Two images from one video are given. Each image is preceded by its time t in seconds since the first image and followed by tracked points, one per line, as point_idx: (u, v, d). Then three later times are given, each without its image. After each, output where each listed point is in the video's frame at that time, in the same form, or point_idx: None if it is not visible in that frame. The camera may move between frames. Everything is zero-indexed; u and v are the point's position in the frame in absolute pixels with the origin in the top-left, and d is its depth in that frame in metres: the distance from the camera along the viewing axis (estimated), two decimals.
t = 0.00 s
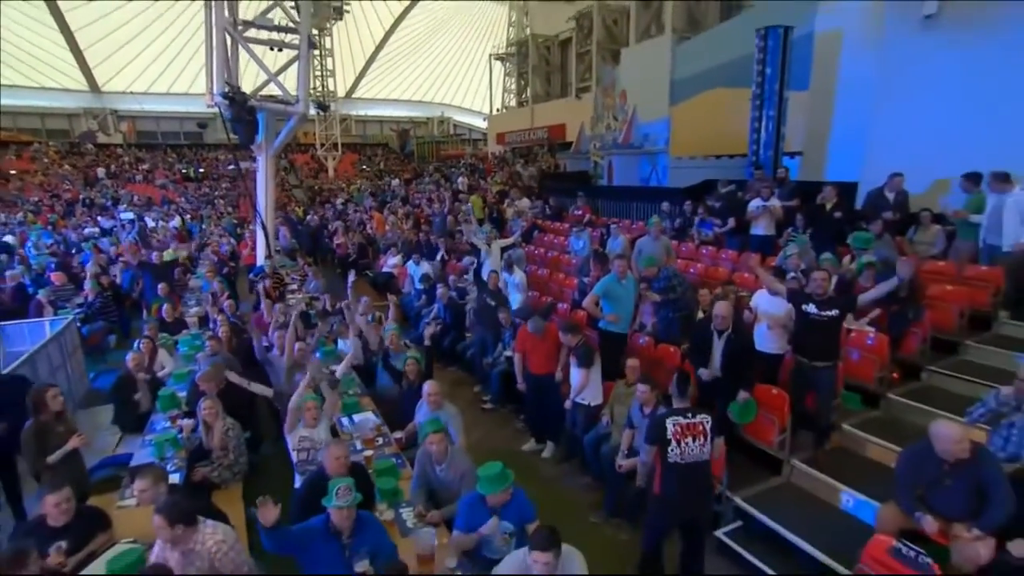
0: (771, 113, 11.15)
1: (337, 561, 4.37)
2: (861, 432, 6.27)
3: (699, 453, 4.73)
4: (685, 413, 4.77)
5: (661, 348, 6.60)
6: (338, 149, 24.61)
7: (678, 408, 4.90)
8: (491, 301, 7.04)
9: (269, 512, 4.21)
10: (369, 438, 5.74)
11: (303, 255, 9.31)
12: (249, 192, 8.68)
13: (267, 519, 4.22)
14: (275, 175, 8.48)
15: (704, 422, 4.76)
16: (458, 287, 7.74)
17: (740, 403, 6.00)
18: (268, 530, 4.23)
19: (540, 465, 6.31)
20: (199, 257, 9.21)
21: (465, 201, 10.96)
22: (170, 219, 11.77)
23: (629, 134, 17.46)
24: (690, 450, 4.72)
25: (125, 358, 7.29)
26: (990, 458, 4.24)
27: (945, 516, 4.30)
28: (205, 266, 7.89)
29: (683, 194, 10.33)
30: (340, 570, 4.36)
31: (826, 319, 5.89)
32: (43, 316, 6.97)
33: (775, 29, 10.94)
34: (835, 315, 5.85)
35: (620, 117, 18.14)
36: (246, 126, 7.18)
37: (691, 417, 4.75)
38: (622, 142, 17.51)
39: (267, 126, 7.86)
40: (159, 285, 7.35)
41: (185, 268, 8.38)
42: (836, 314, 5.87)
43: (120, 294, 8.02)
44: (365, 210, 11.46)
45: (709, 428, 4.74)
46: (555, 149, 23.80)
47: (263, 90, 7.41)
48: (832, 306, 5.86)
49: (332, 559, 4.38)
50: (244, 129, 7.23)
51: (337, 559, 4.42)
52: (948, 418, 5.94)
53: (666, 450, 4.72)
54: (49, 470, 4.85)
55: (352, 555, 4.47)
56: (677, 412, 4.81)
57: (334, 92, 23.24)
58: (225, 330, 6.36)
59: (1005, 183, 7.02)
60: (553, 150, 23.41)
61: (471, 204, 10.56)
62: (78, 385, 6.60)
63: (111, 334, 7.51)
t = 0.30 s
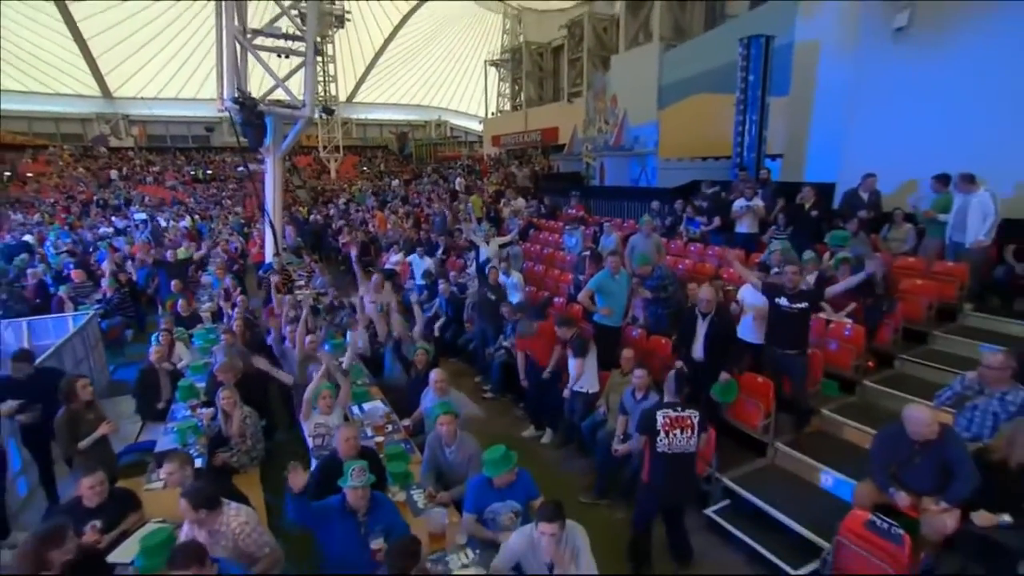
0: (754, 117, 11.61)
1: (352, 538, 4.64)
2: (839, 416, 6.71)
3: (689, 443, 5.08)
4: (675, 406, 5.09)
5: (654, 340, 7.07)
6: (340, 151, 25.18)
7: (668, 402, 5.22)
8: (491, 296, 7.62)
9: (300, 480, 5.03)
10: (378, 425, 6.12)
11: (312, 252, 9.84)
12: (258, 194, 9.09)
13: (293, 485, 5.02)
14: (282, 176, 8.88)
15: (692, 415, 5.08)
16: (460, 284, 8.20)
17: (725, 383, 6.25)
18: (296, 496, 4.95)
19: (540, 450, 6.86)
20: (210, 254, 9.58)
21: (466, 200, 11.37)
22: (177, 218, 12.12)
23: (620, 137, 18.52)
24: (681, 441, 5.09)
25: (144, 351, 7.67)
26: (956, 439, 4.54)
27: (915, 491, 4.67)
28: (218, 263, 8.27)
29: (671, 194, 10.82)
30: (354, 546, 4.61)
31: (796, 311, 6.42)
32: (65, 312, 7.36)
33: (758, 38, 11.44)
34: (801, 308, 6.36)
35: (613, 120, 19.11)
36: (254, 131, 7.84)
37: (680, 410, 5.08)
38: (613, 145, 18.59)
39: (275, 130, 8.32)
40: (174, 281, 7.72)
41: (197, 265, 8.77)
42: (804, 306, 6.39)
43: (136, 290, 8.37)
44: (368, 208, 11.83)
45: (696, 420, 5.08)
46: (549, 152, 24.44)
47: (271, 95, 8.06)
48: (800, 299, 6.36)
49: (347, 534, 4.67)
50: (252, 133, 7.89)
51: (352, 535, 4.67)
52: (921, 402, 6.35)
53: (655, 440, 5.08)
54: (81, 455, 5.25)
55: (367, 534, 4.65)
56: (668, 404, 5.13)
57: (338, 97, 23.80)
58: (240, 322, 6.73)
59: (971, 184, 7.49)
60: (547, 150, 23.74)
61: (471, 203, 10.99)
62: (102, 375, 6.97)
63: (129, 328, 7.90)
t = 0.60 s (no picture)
0: (746, 116, 11.97)
1: (368, 512, 4.96)
2: (824, 400, 7.12)
3: (680, 430, 5.53)
4: (669, 396, 5.52)
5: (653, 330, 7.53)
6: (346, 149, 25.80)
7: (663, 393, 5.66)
8: (495, 286, 8.02)
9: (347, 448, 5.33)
10: (390, 407, 6.51)
11: (323, 244, 10.26)
12: (271, 190, 9.42)
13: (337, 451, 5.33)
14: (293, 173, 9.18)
15: (686, 407, 5.48)
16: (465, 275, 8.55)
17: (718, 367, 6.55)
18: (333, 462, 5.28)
19: (542, 432, 7.31)
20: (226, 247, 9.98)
21: (469, 194, 11.79)
22: (190, 212, 12.52)
23: (616, 133, 19.57)
24: (674, 430, 5.53)
25: (167, 338, 8.03)
26: (930, 420, 4.90)
27: (893, 468, 5.04)
28: (234, 255, 8.62)
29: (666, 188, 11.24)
30: (371, 519, 4.95)
31: (779, 298, 6.82)
32: (91, 302, 7.77)
33: (749, 39, 11.74)
34: (784, 295, 6.76)
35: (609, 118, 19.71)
36: (268, 129, 8.22)
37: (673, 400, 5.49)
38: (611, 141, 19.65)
39: (287, 128, 8.66)
40: (195, 272, 8.08)
41: (213, 257, 9.16)
42: (787, 293, 6.78)
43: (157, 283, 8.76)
44: (376, 200, 12.21)
45: (690, 410, 5.46)
46: (549, 149, 25.06)
47: (284, 95, 8.53)
48: (782, 287, 6.76)
49: (363, 509, 4.99)
50: (265, 131, 8.26)
51: (368, 508, 5.00)
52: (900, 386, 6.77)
53: (651, 428, 5.54)
54: (113, 436, 5.57)
55: (383, 508, 4.99)
56: (663, 395, 5.56)
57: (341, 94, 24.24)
58: (257, 311, 7.10)
59: (950, 181, 7.85)
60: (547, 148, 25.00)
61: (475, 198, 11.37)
62: (129, 361, 7.35)
63: (152, 317, 8.27)
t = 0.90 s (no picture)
0: (748, 104, 11.90)
1: (370, 500, 4.98)
2: (823, 389, 7.13)
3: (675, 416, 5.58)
4: (668, 381, 5.48)
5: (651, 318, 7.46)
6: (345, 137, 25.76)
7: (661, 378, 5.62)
8: (495, 275, 8.02)
9: (321, 434, 5.27)
10: (391, 397, 6.53)
11: (322, 233, 10.26)
12: (270, 180, 9.40)
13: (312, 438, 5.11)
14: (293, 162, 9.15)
15: (683, 392, 5.49)
16: (464, 264, 8.51)
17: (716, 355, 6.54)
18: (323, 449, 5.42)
19: (542, 421, 7.34)
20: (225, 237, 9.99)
21: (469, 184, 11.78)
22: (191, 202, 12.52)
23: (616, 123, 19.01)
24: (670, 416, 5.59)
25: (168, 328, 8.02)
26: (930, 409, 4.89)
27: (892, 458, 5.05)
28: (233, 244, 8.59)
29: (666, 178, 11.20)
30: (372, 507, 4.99)
31: (779, 288, 6.80)
32: (92, 292, 7.79)
33: (752, 27, 11.65)
34: (785, 285, 6.74)
35: (609, 107, 19.67)
36: (267, 117, 8.20)
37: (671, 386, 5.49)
38: (611, 131, 19.02)
39: (286, 117, 8.64)
40: (194, 260, 8.06)
41: (213, 246, 9.16)
42: (787, 283, 6.74)
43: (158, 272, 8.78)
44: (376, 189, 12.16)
45: (687, 395, 5.47)
46: (549, 138, 25.04)
47: (283, 84, 8.53)
48: (783, 276, 6.73)
49: (365, 496, 5.01)
50: (264, 120, 8.24)
51: (370, 496, 5.02)
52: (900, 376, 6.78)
53: (652, 415, 5.55)
54: (115, 425, 5.59)
55: (384, 495, 5.02)
56: (661, 380, 5.54)
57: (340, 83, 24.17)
58: (257, 301, 7.10)
59: (952, 171, 7.82)
60: (547, 137, 24.91)
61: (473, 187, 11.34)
62: (130, 351, 7.36)
63: (153, 307, 8.27)
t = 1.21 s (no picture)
0: (771, 91, 11.57)
1: (373, 490, 5.03)
2: (840, 385, 6.96)
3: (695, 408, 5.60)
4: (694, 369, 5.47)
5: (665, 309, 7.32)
6: (363, 125, 25.87)
7: (674, 369, 5.50)
8: (508, 265, 7.98)
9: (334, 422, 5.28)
10: (400, 386, 6.58)
11: (338, 220, 10.34)
12: (287, 168, 9.46)
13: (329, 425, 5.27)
14: (309, 151, 9.18)
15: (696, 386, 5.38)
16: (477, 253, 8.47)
17: (731, 348, 6.37)
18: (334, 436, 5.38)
19: (552, 411, 7.31)
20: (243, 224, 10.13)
21: (484, 172, 11.73)
22: (212, 189, 12.72)
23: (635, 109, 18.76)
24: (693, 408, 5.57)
25: (185, 314, 8.18)
26: (951, 408, 4.70)
27: (910, 459, 4.87)
28: (249, 232, 8.68)
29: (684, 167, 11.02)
30: (375, 496, 5.04)
31: (799, 281, 6.62)
32: (114, 278, 7.98)
33: (777, 10, 11.27)
34: (805, 278, 6.55)
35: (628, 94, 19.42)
36: (282, 105, 8.25)
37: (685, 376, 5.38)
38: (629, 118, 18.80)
39: (302, 104, 8.67)
40: (211, 247, 8.17)
41: (230, 234, 9.30)
42: (807, 276, 6.57)
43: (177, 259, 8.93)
44: (391, 177, 12.18)
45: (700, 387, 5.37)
46: (567, 125, 24.86)
47: (299, 71, 8.55)
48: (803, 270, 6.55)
49: (368, 486, 5.06)
50: (280, 108, 8.29)
51: (373, 485, 5.07)
52: (922, 373, 6.58)
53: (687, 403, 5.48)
54: (129, 410, 5.76)
55: (387, 485, 5.07)
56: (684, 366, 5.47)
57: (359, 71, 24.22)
58: (271, 288, 7.18)
59: (984, 160, 7.55)
60: (565, 124, 24.65)
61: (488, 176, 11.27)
62: (149, 337, 7.53)
63: (172, 293, 8.45)
